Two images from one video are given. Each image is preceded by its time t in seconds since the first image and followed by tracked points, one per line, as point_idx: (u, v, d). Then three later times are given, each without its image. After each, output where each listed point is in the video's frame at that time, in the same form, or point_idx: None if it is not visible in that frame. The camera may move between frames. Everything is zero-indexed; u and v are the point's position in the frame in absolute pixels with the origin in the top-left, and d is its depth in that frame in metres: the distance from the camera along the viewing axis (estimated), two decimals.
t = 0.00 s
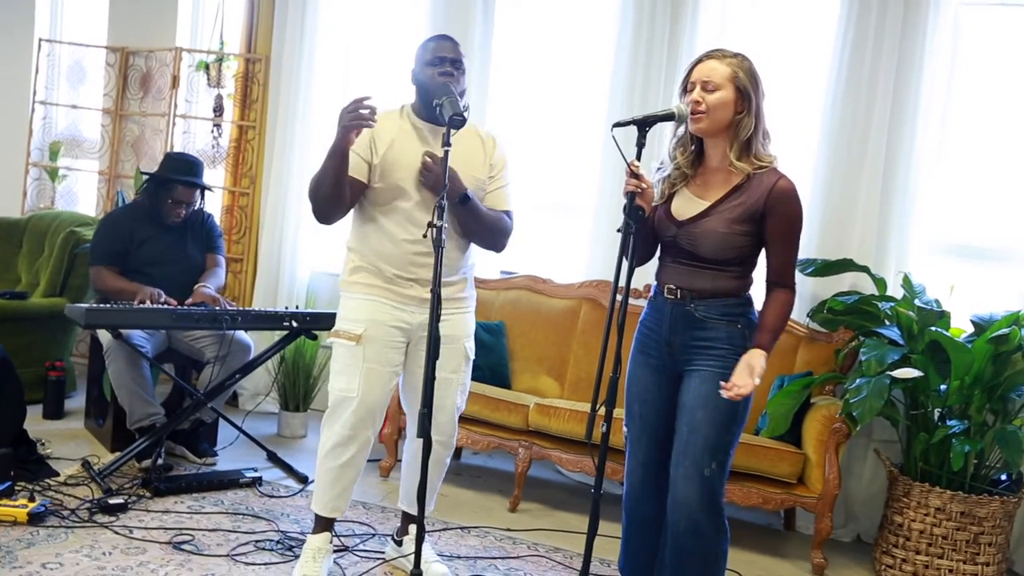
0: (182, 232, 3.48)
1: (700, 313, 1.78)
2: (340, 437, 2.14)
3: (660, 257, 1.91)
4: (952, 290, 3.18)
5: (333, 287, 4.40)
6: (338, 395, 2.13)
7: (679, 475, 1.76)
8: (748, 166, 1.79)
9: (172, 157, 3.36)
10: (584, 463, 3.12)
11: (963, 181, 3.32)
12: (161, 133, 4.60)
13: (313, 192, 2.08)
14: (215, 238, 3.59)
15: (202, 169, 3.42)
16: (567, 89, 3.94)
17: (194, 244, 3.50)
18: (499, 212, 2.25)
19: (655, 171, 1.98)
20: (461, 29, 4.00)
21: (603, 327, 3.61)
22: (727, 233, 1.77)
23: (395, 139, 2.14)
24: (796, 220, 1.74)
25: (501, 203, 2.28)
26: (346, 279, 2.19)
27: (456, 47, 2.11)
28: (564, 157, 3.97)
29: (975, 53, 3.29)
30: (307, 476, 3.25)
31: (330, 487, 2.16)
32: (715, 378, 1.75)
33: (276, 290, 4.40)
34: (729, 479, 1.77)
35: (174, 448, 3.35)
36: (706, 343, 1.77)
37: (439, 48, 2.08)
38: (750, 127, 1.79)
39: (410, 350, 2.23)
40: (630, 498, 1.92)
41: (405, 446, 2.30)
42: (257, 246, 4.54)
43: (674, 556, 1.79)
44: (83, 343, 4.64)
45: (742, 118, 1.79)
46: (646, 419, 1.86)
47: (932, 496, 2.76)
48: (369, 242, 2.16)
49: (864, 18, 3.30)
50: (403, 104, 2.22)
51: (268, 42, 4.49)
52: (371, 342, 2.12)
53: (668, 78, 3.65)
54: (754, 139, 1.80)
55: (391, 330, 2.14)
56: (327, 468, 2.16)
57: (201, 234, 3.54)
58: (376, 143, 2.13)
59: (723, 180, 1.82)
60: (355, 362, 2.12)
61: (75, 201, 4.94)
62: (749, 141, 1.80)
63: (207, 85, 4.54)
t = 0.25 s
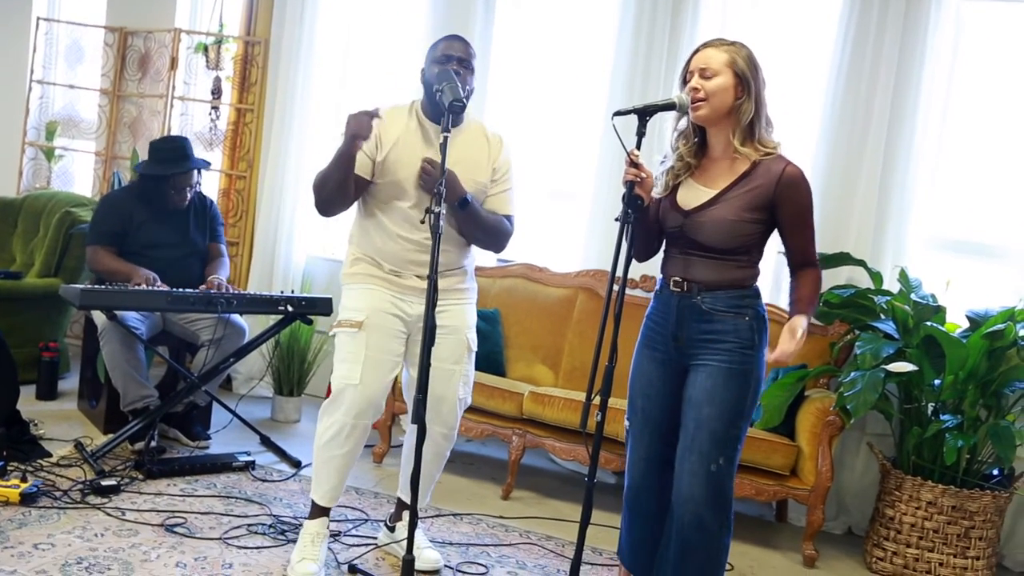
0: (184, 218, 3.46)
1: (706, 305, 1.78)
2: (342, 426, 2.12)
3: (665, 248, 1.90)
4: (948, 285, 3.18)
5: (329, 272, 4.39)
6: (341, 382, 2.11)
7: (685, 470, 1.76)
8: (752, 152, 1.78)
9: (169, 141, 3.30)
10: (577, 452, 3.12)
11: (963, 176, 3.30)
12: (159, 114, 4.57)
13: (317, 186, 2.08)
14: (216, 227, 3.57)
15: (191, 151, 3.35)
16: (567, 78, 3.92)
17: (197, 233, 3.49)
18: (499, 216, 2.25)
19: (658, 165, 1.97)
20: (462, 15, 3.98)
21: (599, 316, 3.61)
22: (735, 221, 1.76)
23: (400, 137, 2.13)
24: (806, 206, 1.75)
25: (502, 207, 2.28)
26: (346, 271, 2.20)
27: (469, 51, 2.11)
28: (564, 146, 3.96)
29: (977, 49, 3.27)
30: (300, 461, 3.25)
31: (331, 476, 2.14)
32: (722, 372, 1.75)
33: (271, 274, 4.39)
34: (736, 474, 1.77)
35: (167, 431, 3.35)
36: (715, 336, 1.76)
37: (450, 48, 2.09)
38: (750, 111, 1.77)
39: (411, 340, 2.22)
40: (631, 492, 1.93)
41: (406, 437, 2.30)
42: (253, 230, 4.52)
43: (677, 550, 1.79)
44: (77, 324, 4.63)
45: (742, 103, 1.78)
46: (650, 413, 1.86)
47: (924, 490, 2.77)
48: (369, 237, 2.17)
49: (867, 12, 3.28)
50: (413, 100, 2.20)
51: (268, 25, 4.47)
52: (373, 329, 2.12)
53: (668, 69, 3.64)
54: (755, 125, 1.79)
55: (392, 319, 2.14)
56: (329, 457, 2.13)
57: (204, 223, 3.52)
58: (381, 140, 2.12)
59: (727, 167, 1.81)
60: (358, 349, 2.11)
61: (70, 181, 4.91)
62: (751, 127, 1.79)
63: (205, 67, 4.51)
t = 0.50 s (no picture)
0: (178, 210, 3.44)
1: (704, 299, 1.77)
2: (325, 417, 2.13)
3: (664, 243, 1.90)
4: (938, 277, 3.18)
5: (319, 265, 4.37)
6: (321, 375, 2.12)
7: (686, 466, 1.77)
8: (747, 141, 1.78)
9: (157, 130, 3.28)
10: (568, 444, 3.12)
11: (954, 169, 3.29)
12: (148, 106, 4.54)
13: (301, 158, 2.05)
14: (211, 220, 3.56)
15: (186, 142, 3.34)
16: (558, 69, 3.91)
17: (192, 226, 3.48)
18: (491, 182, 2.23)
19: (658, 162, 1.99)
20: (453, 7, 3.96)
21: (591, 308, 3.60)
22: (730, 210, 1.75)
23: (382, 112, 2.12)
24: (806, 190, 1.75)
25: (492, 172, 2.25)
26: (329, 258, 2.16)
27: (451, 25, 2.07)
28: (555, 138, 3.95)
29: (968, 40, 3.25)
30: (291, 454, 3.24)
31: (316, 466, 2.16)
32: (721, 367, 1.74)
33: (261, 267, 4.37)
34: (737, 469, 1.78)
35: (157, 425, 3.33)
36: (714, 330, 1.76)
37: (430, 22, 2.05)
38: (743, 101, 1.77)
39: (397, 330, 2.20)
40: (627, 487, 1.93)
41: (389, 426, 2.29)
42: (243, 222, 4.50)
43: (681, 547, 1.80)
44: (66, 317, 4.60)
45: (734, 94, 1.77)
46: (650, 409, 1.86)
47: (914, 481, 2.78)
48: (356, 218, 2.14)
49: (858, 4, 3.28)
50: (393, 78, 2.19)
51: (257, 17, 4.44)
52: (353, 322, 2.10)
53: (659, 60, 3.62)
54: (749, 113, 1.79)
55: (373, 310, 2.12)
56: (314, 448, 2.16)
57: (198, 216, 3.51)
58: (363, 112, 2.11)
59: (722, 158, 1.81)
60: (337, 343, 2.11)
61: (58, 173, 4.87)
62: (744, 117, 1.78)
63: (194, 58, 4.47)
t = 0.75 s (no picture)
0: (163, 213, 3.41)
1: (691, 296, 1.77)
2: (302, 419, 2.12)
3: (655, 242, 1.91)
4: (921, 273, 3.20)
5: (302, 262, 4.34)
6: (296, 376, 2.11)
7: (673, 464, 1.78)
8: (729, 142, 1.78)
9: (153, 134, 3.24)
10: (554, 441, 3.12)
11: (936, 165, 3.31)
12: (129, 103, 4.50)
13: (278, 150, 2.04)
14: (196, 223, 3.54)
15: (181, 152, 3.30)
16: (542, 66, 3.90)
17: (177, 228, 3.45)
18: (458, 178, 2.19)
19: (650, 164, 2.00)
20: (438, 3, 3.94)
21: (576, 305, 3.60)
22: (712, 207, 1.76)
23: (350, 108, 2.10)
24: (780, 184, 1.71)
25: (459, 169, 2.23)
26: (298, 257, 2.15)
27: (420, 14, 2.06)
28: (538, 135, 3.94)
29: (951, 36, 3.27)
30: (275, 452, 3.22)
31: (296, 469, 2.14)
32: (707, 365, 1.74)
33: (244, 264, 4.33)
34: (726, 466, 1.78)
35: (140, 424, 3.30)
36: (700, 328, 1.75)
37: (399, 13, 2.03)
38: (727, 102, 1.77)
39: (370, 328, 2.20)
40: (614, 485, 1.93)
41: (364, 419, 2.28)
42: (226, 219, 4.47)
43: (673, 544, 1.81)
44: (46, 316, 4.55)
45: (719, 93, 1.78)
46: (637, 407, 1.87)
47: (898, 476, 2.80)
48: (325, 216, 2.12)
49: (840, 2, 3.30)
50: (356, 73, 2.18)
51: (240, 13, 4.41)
52: (326, 321, 2.09)
53: (644, 56, 3.62)
54: (733, 114, 1.79)
55: (346, 308, 2.11)
56: (292, 451, 2.14)
57: (185, 218, 3.49)
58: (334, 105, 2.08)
59: (707, 157, 1.81)
60: (310, 342, 2.09)
61: (38, 170, 4.81)
62: (728, 117, 1.78)
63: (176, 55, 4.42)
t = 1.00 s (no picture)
0: (152, 215, 3.38)
1: (677, 288, 1.77)
2: (290, 425, 2.10)
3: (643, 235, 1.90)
4: (911, 265, 3.21)
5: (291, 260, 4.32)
6: (279, 381, 2.09)
7: (660, 456, 1.77)
8: (716, 137, 1.78)
9: (141, 138, 3.19)
10: (546, 437, 3.11)
11: (924, 157, 3.32)
12: (114, 101, 4.45)
13: (262, 157, 2.01)
14: (186, 223, 3.51)
15: (170, 155, 3.26)
16: (530, 61, 3.89)
17: (167, 229, 3.42)
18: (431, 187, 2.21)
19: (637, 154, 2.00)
20: None
21: (567, 300, 3.59)
22: (695, 201, 1.76)
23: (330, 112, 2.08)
24: (759, 177, 1.70)
25: (433, 177, 2.24)
26: (274, 260, 2.13)
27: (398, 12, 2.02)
28: (527, 130, 3.93)
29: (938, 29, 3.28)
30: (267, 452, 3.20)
31: (285, 475, 2.13)
32: (693, 357, 1.74)
33: (233, 263, 4.31)
34: (714, 459, 1.78)
35: (130, 425, 3.28)
36: (684, 321, 1.75)
37: (377, 12, 1.98)
38: (716, 98, 1.77)
39: (352, 329, 2.20)
40: (605, 479, 1.92)
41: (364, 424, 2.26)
42: (214, 218, 4.43)
43: (661, 535, 1.81)
44: (34, 317, 4.51)
45: (709, 89, 1.77)
46: (624, 399, 1.86)
47: (890, 468, 2.81)
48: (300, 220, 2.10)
49: None
50: (329, 71, 2.15)
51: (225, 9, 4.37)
52: (307, 325, 2.08)
53: (632, 50, 3.60)
54: (721, 110, 1.78)
55: (325, 311, 2.10)
56: (280, 458, 2.12)
57: (174, 219, 3.45)
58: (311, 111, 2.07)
59: (694, 153, 1.81)
60: (292, 347, 2.07)
61: (23, 170, 4.77)
62: (717, 113, 1.78)
63: (161, 53, 4.39)
